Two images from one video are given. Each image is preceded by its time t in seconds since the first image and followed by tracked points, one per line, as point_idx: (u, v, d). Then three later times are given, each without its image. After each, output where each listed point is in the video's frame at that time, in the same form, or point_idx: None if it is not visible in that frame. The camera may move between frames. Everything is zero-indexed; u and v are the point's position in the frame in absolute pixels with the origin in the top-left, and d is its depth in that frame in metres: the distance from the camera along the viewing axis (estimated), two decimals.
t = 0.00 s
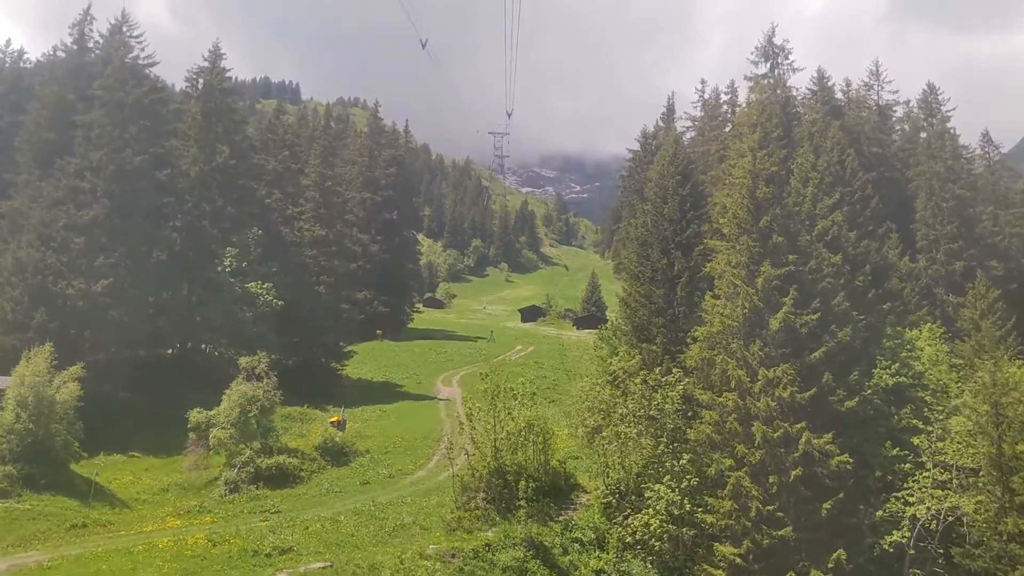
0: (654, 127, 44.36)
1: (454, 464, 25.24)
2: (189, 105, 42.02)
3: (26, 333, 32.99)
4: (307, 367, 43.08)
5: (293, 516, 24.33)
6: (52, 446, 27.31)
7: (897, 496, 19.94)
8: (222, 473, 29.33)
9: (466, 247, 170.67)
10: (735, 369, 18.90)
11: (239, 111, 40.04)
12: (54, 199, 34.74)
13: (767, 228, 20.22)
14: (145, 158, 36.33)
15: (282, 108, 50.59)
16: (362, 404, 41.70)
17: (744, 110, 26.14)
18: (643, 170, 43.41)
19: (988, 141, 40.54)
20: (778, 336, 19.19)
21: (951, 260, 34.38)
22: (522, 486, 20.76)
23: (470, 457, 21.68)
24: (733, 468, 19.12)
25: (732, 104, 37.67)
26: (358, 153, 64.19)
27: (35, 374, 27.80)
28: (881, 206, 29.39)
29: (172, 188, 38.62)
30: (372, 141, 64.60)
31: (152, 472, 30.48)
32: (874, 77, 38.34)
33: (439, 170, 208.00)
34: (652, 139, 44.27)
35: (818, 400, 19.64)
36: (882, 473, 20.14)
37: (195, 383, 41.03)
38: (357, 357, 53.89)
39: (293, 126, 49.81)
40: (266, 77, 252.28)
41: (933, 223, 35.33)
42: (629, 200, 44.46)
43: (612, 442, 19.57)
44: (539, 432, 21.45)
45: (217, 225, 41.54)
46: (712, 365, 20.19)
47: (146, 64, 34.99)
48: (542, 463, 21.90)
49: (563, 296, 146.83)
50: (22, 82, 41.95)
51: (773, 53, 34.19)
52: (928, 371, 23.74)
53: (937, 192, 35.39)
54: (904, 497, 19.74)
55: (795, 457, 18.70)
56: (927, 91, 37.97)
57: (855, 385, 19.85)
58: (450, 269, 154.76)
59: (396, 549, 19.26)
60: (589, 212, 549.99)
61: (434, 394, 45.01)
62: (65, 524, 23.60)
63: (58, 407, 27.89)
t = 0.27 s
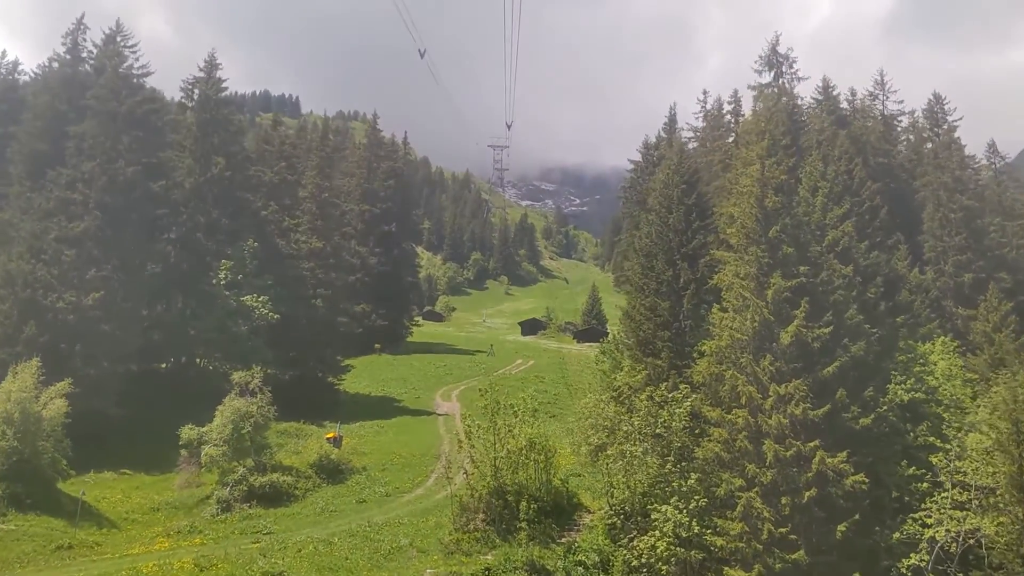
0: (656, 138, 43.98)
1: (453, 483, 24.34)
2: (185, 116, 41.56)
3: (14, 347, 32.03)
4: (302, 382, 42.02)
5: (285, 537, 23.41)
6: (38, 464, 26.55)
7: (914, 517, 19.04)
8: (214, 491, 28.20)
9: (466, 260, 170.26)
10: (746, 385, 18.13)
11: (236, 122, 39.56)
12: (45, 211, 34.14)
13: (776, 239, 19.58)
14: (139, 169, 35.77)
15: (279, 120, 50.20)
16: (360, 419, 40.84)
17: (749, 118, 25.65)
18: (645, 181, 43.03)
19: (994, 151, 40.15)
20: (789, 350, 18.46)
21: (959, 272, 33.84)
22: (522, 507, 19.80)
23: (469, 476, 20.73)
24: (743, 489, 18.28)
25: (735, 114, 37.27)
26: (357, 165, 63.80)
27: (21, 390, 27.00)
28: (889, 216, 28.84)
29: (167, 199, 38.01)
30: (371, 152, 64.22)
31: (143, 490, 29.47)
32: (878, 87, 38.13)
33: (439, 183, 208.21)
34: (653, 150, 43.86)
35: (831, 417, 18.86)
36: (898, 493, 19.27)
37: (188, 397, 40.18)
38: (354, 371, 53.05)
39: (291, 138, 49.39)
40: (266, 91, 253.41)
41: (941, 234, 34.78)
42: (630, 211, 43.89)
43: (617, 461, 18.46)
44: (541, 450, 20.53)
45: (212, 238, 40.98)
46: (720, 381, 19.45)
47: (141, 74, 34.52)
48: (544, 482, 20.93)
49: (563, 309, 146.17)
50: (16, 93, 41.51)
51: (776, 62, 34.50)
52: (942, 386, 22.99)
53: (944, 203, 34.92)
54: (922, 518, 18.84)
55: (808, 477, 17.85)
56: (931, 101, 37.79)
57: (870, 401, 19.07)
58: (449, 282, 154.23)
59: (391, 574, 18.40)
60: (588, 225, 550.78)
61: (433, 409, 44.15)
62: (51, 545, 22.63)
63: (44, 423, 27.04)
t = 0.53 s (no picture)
0: (659, 145, 43.48)
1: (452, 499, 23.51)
2: (180, 123, 41.07)
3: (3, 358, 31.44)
4: (297, 394, 41.20)
5: (277, 556, 22.55)
6: (24, 478, 25.75)
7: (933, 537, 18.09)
8: (206, 506, 27.30)
9: (466, 270, 169.79)
10: (756, 398, 17.41)
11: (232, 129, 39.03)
12: (36, 219, 33.53)
13: (787, 246, 18.92)
14: (132, 176, 35.18)
15: (277, 127, 49.76)
16: (356, 431, 40.01)
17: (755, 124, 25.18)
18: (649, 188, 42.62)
19: (1001, 159, 39.71)
20: (801, 362, 17.72)
21: (969, 281, 33.34)
22: (523, 525, 18.96)
23: (468, 493, 19.92)
24: (754, 507, 17.44)
25: (739, 121, 36.78)
26: (356, 174, 63.32)
27: (7, 402, 26.14)
28: (899, 224, 28.27)
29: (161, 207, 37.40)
30: (370, 161, 63.75)
31: (132, 505, 28.55)
32: (884, 93, 37.94)
33: (439, 193, 208.38)
34: (656, 158, 43.33)
35: (845, 433, 18.01)
36: (916, 511, 18.38)
37: (182, 409, 39.37)
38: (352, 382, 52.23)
39: (289, 146, 48.89)
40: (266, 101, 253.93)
41: (949, 243, 34.21)
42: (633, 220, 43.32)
43: (621, 477, 17.68)
44: (542, 465, 19.73)
45: (207, 246, 40.37)
46: (730, 394, 18.71)
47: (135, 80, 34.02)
48: (546, 500, 20.08)
49: (564, 319, 145.44)
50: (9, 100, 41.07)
51: (781, 68, 34.49)
52: (958, 399, 22.25)
53: (953, 212, 34.42)
54: (941, 538, 17.90)
55: (824, 494, 16.95)
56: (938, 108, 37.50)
57: (886, 415, 18.23)
58: (449, 292, 153.68)
59: None
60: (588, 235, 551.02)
61: (432, 420, 43.33)
62: (35, 563, 21.80)
63: (31, 436, 26.28)
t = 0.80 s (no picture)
0: (661, 151, 42.90)
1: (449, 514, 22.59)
2: (175, 127, 40.50)
3: None
4: (292, 403, 40.58)
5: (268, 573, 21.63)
6: (11, 491, 24.61)
7: (954, 555, 17.20)
8: (197, 519, 26.43)
9: (465, 277, 169.26)
10: (768, 409, 16.71)
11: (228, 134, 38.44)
12: (25, 225, 32.85)
13: (798, 250, 18.22)
14: (125, 181, 34.55)
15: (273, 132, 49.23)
16: (353, 440, 39.24)
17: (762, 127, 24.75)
18: (651, 193, 42.14)
19: (1008, 165, 39.16)
20: (814, 371, 17.00)
21: (979, 288, 32.72)
22: (524, 543, 18.05)
23: (466, 508, 19.01)
24: (767, 523, 16.63)
25: (743, 126, 36.23)
26: (355, 180, 62.74)
27: None
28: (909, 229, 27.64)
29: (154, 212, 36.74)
30: (369, 167, 63.19)
31: (122, 518, 27.60)
32: (890, 97, 37.47)
33: (439, 200, 208.17)
34: (658, 163, 42.72)
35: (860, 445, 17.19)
36: (935, 528, 17.54)
37: (176, 418, 38.56)
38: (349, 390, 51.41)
39: (286, 152, 48.32)
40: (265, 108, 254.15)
41: (958, 249, 33.57)
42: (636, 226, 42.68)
43: (627, 492, 16.85)
44: (543, 479, 18.85)
45: (202, 252, 39.76)
46: (740, 405, 18.01)
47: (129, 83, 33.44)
48: (547, 515, 19.18)
49: (564, 327, 144.61)
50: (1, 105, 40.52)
51: (786, 70, 34.21)
52: (975, 409, 21.49)
53: (961, 217, 33.83)
54: (962, 557, 17.02)
55: (840, 511, 16.08)
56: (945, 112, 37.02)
57: (902, 427, 17.44)
58: (449, 299, 153.08)
59: None
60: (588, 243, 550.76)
61: (431, 430, 42.52)
62: None
63: (17, 447, 25.47)
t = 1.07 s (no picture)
0: (664, 154, 42.28)
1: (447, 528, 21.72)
2: (169, 130, 40.01)
3: None
4: (288, 411, 40.03)
5: None
6: None
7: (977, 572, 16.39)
8: (188, 532, 25.57)
9: (466, 283, 168.73)
10: (782, 418, 15.96)
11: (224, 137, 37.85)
12: (15, 229, 32.24)
13: (811, 253, 17.55)
14: (117, 184, 33.91)
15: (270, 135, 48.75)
16: (350, 449, 38.44)
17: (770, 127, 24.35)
18: (654, 197, 41.69)
19: (1017, 168, 38.58)
20: (829, 379, 16.28)
21: (990, 293, 32.12)
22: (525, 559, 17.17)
23: (464, 522, 18.15)
24: (780, 539, 15.82)
25: (748, 130, 35.60)
26: (354, 185, 62.12)
27: None
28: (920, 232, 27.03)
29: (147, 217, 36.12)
30: (368, 171, 62.58)
31: (112, 529, 26.74)
32: (898, 99, 36.99)
33: (439, 207, 207.93)
34: (662, 167, 42.13)
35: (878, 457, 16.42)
36: (956, 543, 16.77)
37: (168, 426, 37.64)
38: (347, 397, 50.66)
39: (283, 155, 47.70)
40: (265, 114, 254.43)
41: (969, 253, 32.94)
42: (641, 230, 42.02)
43: (633, 505, 16.04)
44: (545, 492, 18.02)
45: (197, 257, 39.27)
46: (751, 415, 17.26)
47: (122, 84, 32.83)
48: (550, 530, 18.32)
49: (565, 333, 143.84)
50: None
51: (792, 71, 33.92)
52: (994, 418, 20.77)
53: (972, 221, 33.25)
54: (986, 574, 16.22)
55: (858, 526, 15.28)
56: (953, 114, 36.50)
57: (921, 437, 16.67)
58: (449, 305, 152.49)
59: None
60: (588, 249, 550.35)
61: (430, 438, 41.68)
62: None
63: None
